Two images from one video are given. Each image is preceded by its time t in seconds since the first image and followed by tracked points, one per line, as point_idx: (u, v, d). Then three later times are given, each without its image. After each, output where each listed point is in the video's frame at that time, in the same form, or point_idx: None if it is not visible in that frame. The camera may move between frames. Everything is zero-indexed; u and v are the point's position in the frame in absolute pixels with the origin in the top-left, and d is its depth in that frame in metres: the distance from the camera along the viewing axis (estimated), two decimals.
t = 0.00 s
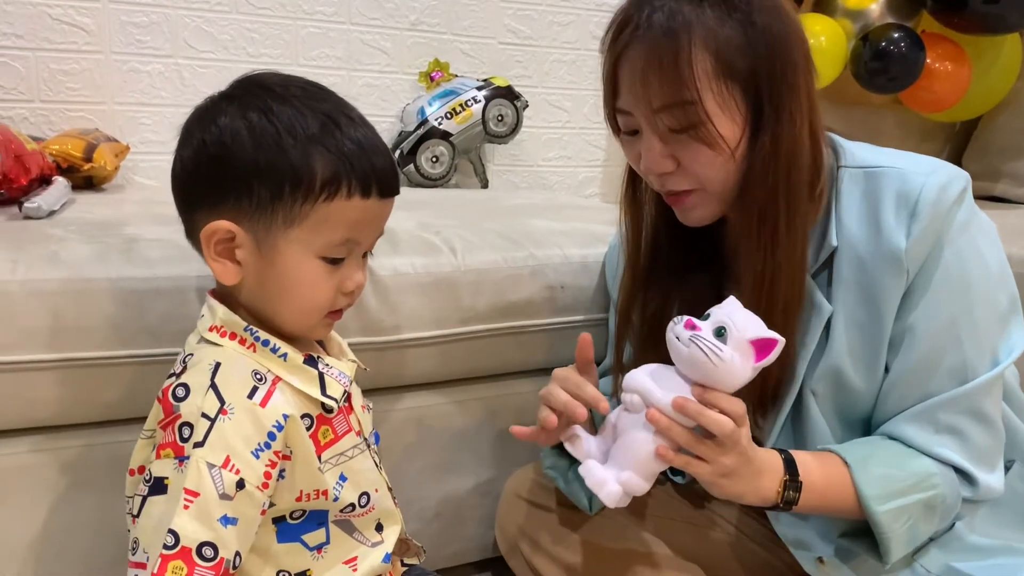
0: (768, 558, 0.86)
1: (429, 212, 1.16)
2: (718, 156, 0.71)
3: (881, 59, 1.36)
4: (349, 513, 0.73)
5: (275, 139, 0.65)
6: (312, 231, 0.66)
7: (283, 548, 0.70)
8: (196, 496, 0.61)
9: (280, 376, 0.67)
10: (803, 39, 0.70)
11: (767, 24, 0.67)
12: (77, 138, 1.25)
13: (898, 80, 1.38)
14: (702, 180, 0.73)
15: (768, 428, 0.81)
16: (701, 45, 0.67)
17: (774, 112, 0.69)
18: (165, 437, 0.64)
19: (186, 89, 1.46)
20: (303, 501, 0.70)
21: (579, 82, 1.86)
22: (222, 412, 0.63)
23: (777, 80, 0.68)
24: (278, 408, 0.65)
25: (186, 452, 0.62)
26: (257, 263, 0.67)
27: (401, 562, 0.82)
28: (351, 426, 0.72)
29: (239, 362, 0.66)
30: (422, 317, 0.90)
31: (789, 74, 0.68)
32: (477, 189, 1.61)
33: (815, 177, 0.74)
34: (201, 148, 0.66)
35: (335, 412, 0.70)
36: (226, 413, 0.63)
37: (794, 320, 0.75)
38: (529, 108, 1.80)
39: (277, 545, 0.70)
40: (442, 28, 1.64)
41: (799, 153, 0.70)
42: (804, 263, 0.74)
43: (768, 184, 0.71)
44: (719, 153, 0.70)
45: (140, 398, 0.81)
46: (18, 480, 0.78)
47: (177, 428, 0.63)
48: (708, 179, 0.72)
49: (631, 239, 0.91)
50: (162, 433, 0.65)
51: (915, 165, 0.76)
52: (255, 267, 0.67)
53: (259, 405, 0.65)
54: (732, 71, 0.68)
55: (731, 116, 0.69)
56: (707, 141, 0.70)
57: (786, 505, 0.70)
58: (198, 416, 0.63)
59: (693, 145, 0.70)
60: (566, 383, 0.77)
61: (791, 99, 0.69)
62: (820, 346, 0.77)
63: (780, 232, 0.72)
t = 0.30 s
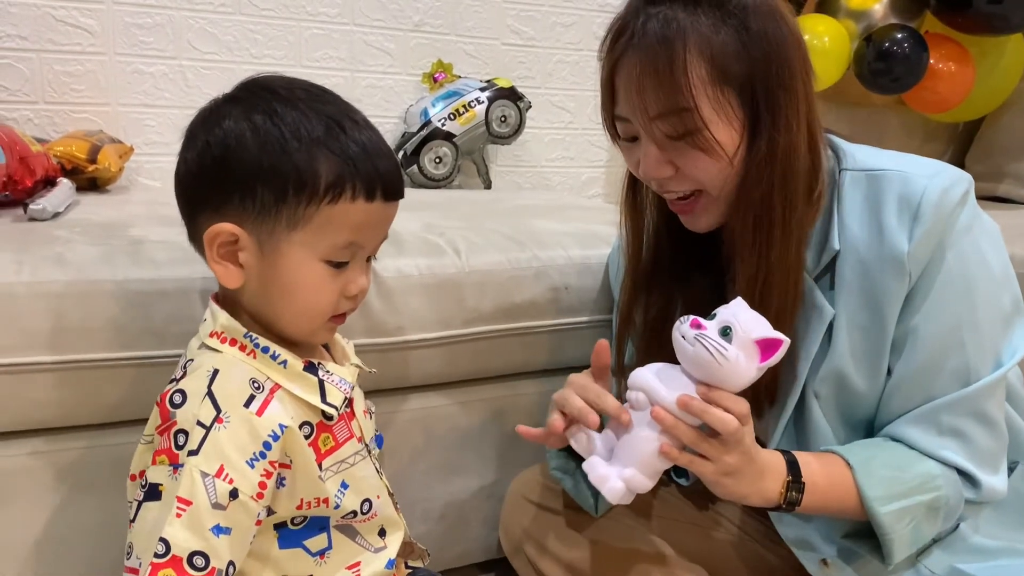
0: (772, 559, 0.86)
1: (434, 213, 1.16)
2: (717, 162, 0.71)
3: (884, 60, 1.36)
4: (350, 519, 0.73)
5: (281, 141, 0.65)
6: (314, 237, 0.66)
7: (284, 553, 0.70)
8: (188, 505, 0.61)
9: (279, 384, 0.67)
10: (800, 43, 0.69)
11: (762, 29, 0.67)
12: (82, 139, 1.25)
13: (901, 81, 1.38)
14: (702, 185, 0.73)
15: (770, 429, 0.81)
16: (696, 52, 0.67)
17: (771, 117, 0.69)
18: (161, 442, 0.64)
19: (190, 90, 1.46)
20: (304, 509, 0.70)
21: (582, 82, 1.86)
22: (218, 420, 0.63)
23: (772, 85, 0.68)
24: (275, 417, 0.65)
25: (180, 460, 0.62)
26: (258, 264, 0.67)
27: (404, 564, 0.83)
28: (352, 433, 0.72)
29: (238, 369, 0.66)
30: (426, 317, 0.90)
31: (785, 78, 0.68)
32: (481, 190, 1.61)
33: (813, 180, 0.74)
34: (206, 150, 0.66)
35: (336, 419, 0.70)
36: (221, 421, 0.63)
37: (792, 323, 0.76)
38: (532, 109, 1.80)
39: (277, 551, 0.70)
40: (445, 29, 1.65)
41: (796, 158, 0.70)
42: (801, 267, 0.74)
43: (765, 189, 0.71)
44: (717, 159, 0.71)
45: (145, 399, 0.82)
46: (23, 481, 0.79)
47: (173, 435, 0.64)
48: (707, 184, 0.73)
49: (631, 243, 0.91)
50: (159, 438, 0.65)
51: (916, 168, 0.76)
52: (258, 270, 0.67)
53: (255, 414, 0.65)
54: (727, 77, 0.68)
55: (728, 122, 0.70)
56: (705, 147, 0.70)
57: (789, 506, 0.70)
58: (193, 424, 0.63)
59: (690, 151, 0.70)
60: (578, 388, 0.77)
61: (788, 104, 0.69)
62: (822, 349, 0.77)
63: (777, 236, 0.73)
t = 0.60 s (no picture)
0: (774, 561, 0.85)
1: (435, 215, 1.16)
2: (719, 163, 0.71)
3: (885, 61, 1.36)
4: (351, 527, 0.73)
5: (284, 139, 0.65)
6: (332, 225, 0.67)
7: (285, 560, 0.70)
8: (188, 512, 0.61)
9: (281, 391, 0.67)
10: (802, 43, 0.69)
11: (764, 30, 0.67)
12: (83, 141, 1.25)
13: (902, 81, 1.38)
14: (704, 186, 0.73)
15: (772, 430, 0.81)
16: (698, 54, 0.67)
17: (773, 118, 0.69)
18: (162, 449, 0.64)
19: (190, 92, 1.46)
20: (304, 516, 0.70)
21: (583, 83, 1.86)
22: (219, 428, 0.63)
23: (773, 87, 0.68)
24: (276, 425, 0.65)
25: (181, 467, 0.62)
26: (276, 262, 0.67)
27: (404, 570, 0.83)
28: (355, 440, 0.72)
29: (240, 376, 0.66)
30: (427, 319, 0.90)
31: (786, 80, 0.68)
32: (481, 191, 1.61)
33: (817, 182, 0.74)
34: (206, 157, 0.65)
35: (338, 426, 0.70)
36: (223, 428, 0.63)
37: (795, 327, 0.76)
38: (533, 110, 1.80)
39: (278, 558, 0.70)
40: (445, 30, 1.65)
41: (799, 159, 0.70)
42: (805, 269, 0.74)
43: (768, 190, 0.71)
44: (719, 160, 0.71)
45: (147, 401, 0.81)
46: (24, 484, 0.79)
47: (174, 442, 0.64)
48: (708, 185, 0.73)
49: (632, 243, 0.90)
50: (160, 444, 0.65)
51: (919, 169, 0.76)
52: (274, 270, 0.67)
53: (256, 422, 0.64)
54: (729, 78, 0.68)
55: (730, 124, 0.69)
56: (706, 149, 0.70)
57: (790, 505, 0.70)
58: (195, 431, 0.63)
59: (693, 153, 0.70)
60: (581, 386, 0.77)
61: (789, 106, 0.69)
62: (824, 351, 0.77)
63: (779, 237, 0.73)
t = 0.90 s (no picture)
0: (775, 561, 0.85)
1: (436, 215, 1.16)
2: (723, 162, 0.71)
3: (886, 61, 1.36)
4: (346, 522, 0.73)
5: (270, 135, 0.65)
6: (327, 215, 0.67)
7: (281, 553, 0.70)
8: (182, 502, 0.61)
9: (277, 384, 0.67)
10: (807, 43, 0.69)
11: (770, 29, 0.67)
12: (84, 141, 1.25)
13: (902, 81, 1.38)
14: (708, 185, 0.73)
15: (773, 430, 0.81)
16: (704, 52, 0.67)
17: (777, 118, 0.69)
18: (158, 440, 0.65)
19: (191, 92, 1.46)
20: (298, 509, 0.70)
21: (584, 84, 1.86)
22: (214, 419, 0.63)
23: (779, 86, 0.68)
24: (270, 417, 0.65)
25: (176, 457, 0.62)
26: (274, 257, 0.67)
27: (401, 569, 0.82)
28: (351, 435, 0.72)
29: (236, 369, 0.66)
30: (427, 319, 0.90)
31: (791, 79, 0.68)
32: (482, 191, 1.61)
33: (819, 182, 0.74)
34: (195, 159, 0.65)
35: (334, 421, 0.70)
36: (218, 420, 0.63)
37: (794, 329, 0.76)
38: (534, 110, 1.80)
39: (272, 550, 0.70)
40: (446, 31, 1.65)
41: (802, 159, 0.70)
42: (807, 269, 0.74)
43: (772, 189, 0.71)
44: (723, 159, 0.70)
45: (147, 400, 0.81)
46: (25, 483, 0.78)
47: (170, 433, 0.64)
48: (711, 184, 0.73)
49: (633, 241, 0.91)
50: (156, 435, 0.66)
51: (920, 169, 0.76)
52: (273, 265, 0.67)
53: (251, 414, 0.64)
54: (735, 77, 0.68)
55: (734, 122, 0.69)
56: (711, 148, 0.69)
57: (792, 506, 0.70)
58: (190, 422, 0.63)
59: (697, 151, 0.70)
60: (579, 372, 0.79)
61: (795, 105, 0.69)
62: (825, 351, 0.77)
63: (783, 236, 0.72)
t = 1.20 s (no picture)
0: (776, 562, 0.85)
1: (437, 215, 1.16)
2: (724, 162, 0.71)
3: (888, 62, 1.36)
4: (341, 519, 0.73)
5: (258, 135, 0.65)
6: (313, 215, 0.67)
7: (276, 551, 0.71)
8: (173, 499, 0.61)
9: (268, 383, 0.67)
10: (813, 45, 0.69)
11: (777, 31, 0.67)
12: (86, 141, 1.26)
13: (904, 81, 1.38)
14: (708, 184, 0.73)
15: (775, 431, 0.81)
16: (710, 50, 0.67)
17: (780, 119, 0.69)
18: (151, 438, 0.65)
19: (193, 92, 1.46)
20: (292, 507, 0.70)
21: (585, 84, 1.86)
22: (204, 417, 0.63)
23: (783, 88, 0.68)
24: (261, 415, 0.65)
25: (168, 455, 0.63)
26: (263, 255, 0.67)
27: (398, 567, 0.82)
28: (345, 433, 0.72)
29: (228, 367, 0.67)
30: (429, 319, 0.90)
31: (796, 82, 0.68)
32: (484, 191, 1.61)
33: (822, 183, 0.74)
34: (187, 159, 0.66)
35: (326, 419, 0.70)
36: (208, 418, 0.63)
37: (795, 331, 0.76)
38: (535, 111, 1.80)
39: (266, 547, 0.70)
40: (448, 31, 1.65)
41: (805, 161, 0.70)
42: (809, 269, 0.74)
43: (774, 190, 0.71)
44: (725, 159, 0.71)
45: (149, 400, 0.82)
46: (26, 482, 0.79)
47: (162, 431, 0.64)
48: (712, 183, 0.73)
49: (636, 241, 0.91)
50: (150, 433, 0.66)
51: (923, 171, 0.76)
52: (262, 264, 0.67)
53: (241, 412, 0.65)
54: (739, 77, 0.68)
55: (737, 122, 0.70)
56: (712, 146, 0.70)
57: (795, 507, 0.70)
58: (181, 420, 0.63)
59: (698, 149, 0.70)
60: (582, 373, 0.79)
61: (799, 107, 0.69)
62: (827, 352, 0.77)
63: (785, 235, 0.72)
